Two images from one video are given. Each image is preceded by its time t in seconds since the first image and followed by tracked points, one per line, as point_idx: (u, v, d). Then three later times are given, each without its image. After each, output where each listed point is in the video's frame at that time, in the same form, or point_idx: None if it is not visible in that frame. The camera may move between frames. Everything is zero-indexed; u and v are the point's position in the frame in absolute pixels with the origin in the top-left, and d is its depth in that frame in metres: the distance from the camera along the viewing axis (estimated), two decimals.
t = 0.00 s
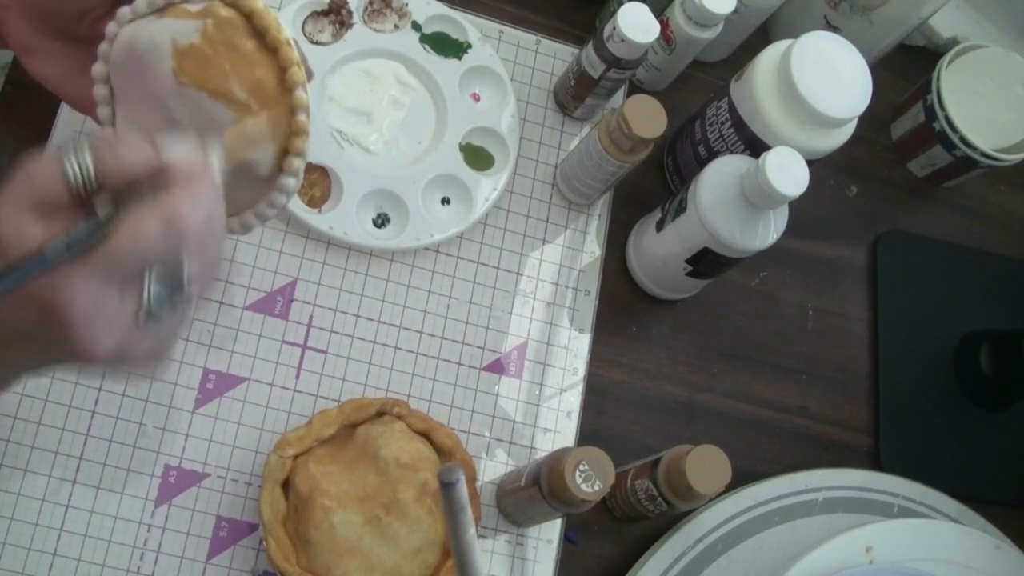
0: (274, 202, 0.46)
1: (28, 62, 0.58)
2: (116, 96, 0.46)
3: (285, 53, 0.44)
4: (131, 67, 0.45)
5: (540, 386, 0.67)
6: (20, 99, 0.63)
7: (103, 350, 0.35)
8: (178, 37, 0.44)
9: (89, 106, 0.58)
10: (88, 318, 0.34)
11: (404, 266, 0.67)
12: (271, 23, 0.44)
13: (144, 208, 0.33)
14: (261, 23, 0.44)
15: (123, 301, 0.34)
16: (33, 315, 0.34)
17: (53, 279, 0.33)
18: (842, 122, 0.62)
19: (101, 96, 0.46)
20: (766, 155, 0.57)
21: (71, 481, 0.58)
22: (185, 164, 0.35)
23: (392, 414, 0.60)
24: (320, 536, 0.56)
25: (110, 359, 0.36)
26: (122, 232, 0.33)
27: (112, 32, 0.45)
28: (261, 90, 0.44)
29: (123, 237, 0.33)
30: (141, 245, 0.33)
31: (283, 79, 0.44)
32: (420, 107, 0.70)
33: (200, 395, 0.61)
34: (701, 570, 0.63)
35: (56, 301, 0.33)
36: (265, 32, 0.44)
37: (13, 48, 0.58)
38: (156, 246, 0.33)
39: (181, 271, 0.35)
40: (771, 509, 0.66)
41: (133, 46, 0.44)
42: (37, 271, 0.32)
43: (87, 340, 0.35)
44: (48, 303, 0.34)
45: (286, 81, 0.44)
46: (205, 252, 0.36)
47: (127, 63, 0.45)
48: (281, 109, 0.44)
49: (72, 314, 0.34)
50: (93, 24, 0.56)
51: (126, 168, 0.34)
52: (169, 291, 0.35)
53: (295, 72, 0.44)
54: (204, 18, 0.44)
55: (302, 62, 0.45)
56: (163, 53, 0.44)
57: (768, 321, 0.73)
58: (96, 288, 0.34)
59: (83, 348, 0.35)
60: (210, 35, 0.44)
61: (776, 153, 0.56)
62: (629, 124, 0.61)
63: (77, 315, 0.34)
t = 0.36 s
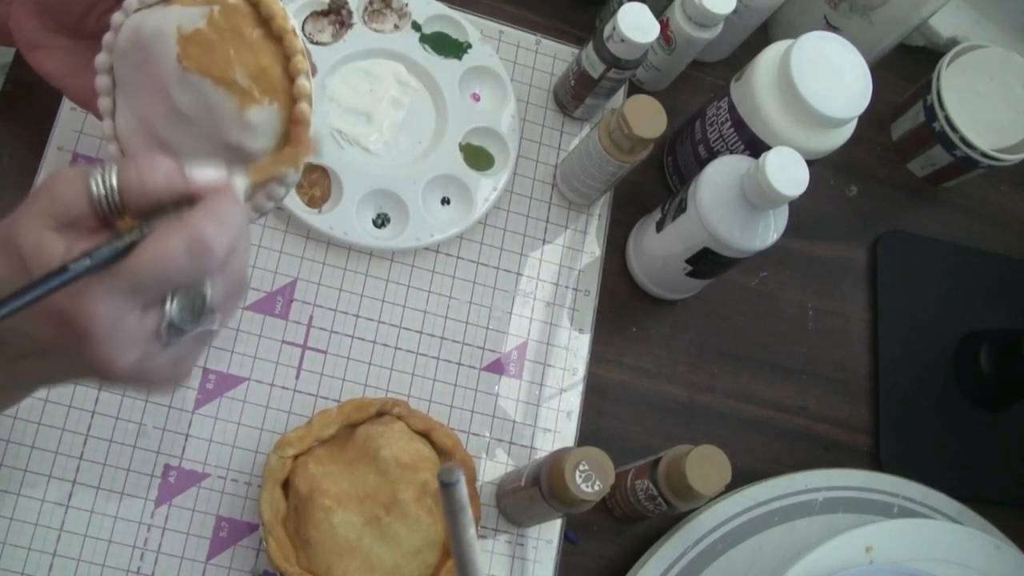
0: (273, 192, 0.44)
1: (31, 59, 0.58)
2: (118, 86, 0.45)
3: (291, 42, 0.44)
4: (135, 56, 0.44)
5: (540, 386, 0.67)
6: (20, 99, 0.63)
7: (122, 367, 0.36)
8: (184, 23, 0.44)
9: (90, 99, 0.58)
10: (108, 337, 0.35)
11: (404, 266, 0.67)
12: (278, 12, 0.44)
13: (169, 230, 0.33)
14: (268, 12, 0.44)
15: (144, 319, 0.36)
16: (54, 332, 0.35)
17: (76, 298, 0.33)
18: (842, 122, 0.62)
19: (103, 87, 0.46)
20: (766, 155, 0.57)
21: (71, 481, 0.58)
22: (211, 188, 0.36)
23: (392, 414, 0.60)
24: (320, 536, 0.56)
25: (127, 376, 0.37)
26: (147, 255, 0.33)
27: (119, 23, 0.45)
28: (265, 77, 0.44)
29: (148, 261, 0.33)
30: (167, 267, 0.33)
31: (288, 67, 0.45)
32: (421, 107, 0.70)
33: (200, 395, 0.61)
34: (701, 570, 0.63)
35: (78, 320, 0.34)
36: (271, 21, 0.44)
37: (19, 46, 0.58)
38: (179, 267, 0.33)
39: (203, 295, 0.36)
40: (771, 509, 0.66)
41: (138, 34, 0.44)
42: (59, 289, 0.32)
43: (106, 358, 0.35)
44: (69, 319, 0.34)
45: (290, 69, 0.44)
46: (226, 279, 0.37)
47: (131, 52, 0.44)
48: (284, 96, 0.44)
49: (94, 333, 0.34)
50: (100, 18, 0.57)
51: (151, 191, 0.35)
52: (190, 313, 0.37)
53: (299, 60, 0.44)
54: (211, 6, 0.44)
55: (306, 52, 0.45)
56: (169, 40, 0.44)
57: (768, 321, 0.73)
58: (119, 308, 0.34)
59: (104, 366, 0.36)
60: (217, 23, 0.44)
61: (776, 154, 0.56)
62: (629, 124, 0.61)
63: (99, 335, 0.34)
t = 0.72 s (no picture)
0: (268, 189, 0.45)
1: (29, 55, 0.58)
2: (118, 83, 0.45)
3: (286, 37, 0.43)
4: (134, 52, 0.44)
5: (540, 386, 0.67)
6: (20, 99, 0.63)
7: (138, 313, 0.39)
8: (182, 20, 0.43)
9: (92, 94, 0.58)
10: (120, 288, 0.37)
11: (404, 266, 0.67)
12: (275, 8, 0.43)
13: (160, 167, 0.35)
14: (264, 7, 0.43)
15: (150, 263, 0.38)
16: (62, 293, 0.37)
17: (80, 253, 0.35)
18: (842, 122, 0.62)
19: (103, 83, 0.45)
20: (766, 155, 0.57)
21: (71, 481, 0.58)
22: (187, 128, 0.37)
23: (393, 414, 0.60)
24: (320, 536, 0.56)
25: (141, 323, 0.39)
26: (143, 196, 0.34)
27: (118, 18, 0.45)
28: (260, 73, 0.43)
29: (145, 200, 0.34)
30: (167, 207, 0.35)
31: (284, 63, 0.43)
32: (421, 107, 0.70)
33: (200, 395, 0.61)
34: (701, 570, 0.63)
35: (83, 276, 0.36)
36: (267, 16, 0.43)
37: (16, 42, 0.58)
38: (179, 200, 0.35)
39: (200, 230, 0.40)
40: (771, 509, 0.66)
41: (136, 29, 0.44)
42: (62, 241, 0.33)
43: (117, 311, 0.38)
44: (73, 275, 0.36)
45: (286, 65, 0.43)
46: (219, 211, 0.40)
47: (130, 47, 0.44)
48: (280, 93, 0.43)
49: (100, 284, 0.36)
50: (101, 13, 0.57)
51: (131, 143, 0.37)
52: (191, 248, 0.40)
53: (296, 57, 0.43)
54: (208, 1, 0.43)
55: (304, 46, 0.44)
56: (168, 37, 0.43)
57: (768, 321, 0.73)
58: (125, 255, 0.36)
59: (119, 316, 0.38)
60: (215, 19, 0.43)
61: (776, 154, 0.56)
62: (629, 123, 0.61)
63: (109, 287, 0.37)
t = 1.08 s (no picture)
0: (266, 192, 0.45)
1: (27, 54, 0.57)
2: (117, 84, 0.45)
3: (286, 43, 0.45)
4: (133, 55, 0.44)
5: (540, 386, 0.67)
6: (20, 99, 0.63)
7: (137, 311, 0.31)
8: (181, 23, 0.44)
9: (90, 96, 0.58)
10: (120, 279, 0.30)
11: (404, 266, 0.67)
12: (273, 13, 0.45)
13: (167, 153, 0.30)
14: (264, 13, 0.45)
15: (155, 255, 0.31)
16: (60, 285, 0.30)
17: (75, 239, 0.29)
18: (842, 122, 0.62)
19: (101, 85, 0.45)
20: (766, 154, 0.57)
21: (71, 481, 0.58)
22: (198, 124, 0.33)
23: (393, 414, 0.60)
24: (320, 536, 0.56)
25: (143, 321, 0.32)
26: (149, 181, 0.30)
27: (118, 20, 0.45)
28: (260, 77, 0.44)
29: (149, 184, 0.30)
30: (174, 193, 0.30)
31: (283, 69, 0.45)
32: (420, 107, 0.70)
33: (200, 395, 0.61)
34: (701, 570, 0.63)
35: (83, 263, 0.29)
36: (267, 22, 0.45)
37: (14, 41, 0.58)
38: (185, 188, 0.30)
39: (206, 221, 0.33)
40: (771, 509, 0.66)
41: (134, 31, 0.44)
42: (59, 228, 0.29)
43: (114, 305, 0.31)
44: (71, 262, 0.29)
45: (285, 70, 0.45)
46: (234, 206, 0.34)
47: (129, 49, 0.44)
48: (279, 98, 0.44)
49: (99, 273, 0.29)
50: (100, 13, 0.56)
51: (137, 132, 0.32)
52: (201, 243, 0.33)
53: (295, 61, 0.45)
54: (207, 6, 0.44)
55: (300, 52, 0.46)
56: (167, 40, 0.43)
57: (768, 321, 0.73)
58: (126, 245, 0.30)
59: (119, 314, 0.31)
60: (213, 23, 0.44)
61: (776, 153, 0.56)
62: (628, 123, 0.61)
63: (110, 278, 0.30)
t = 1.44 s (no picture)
0: (263, 195, 0.45)
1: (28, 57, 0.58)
2: (117, 83, 0.45)
3: (294, 44, 0.44)
4: (136, 53, 0.44)
5: (540, 387, 0.67)
6: (20, 98, 0.63)
7: (139, 359, 0.38)
8: (188, 20, 0.43)
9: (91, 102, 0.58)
10: (123, 328, 0.36)
11: (404, 266, 0.67)
12: (282, 14, 0.44)
13: (173, 206, 0.35)
14: (273, 14, 0.44)
15: (155, 305, 0.38)
16: (66, 332, 0.36)
17: (86, 291, 0.35)
18: (842, 122, 0.62)
19: (101, 84, 0.45)
20: (766, 155, 0.57)
21: (71, 481, 0.58)
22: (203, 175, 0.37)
23: (392, 414, 0.60)
24: (320, 536, 0.56)
25: (142, 368, 0.38)
26: (154, 233, 0.34)
27: (124, 19, 0.45)
28: (265, 78, 0.44)
29: (155, 238, 0.34)
30: (174, 248, 0.35)
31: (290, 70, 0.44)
32: (420, 107, 0.70)
33: (200, 395, 0.61)
34: (702, 570, 0.63)
35: (88, 316, 0.35)
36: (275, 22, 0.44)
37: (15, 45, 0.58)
38: (187, 238, 0.35)
39: (211, 277, 0.39)
40: (771, 508, 0.66)
41: (141, 28, 0.44)
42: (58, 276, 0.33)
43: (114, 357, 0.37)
44: (78, 314, 0.35)
45: (291, 72, 0.44)
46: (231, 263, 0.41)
47: (133, 47, 0.44)
48: (284, 99, 0.44)
49: (105, 323, 0.35)
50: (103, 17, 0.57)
51: (141, 188, 0.37)
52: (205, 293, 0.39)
53: (301, 63, 0.44)
54: (215, 4, 0.44)
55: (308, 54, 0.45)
56: (172, 36, 0.43)
57: (768, 321, 0.73)
58: (129, 295, 0.35)
59: (120, 359, 0.37)
60: (222, 20, 0.44)
61: (776, 154, 0.56)
62: (628, 123, 0.61)
63: (113, 328, 0.36)
